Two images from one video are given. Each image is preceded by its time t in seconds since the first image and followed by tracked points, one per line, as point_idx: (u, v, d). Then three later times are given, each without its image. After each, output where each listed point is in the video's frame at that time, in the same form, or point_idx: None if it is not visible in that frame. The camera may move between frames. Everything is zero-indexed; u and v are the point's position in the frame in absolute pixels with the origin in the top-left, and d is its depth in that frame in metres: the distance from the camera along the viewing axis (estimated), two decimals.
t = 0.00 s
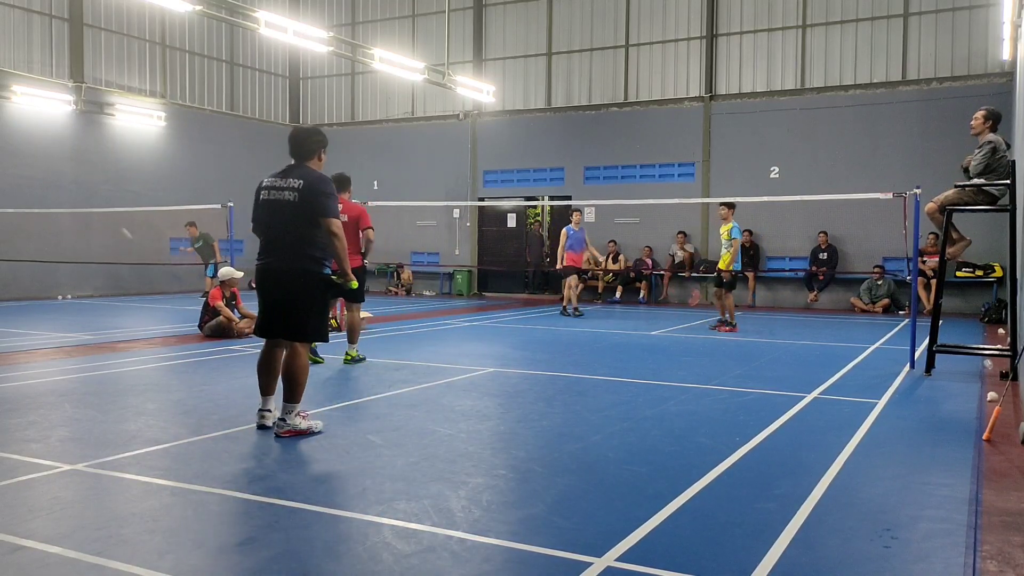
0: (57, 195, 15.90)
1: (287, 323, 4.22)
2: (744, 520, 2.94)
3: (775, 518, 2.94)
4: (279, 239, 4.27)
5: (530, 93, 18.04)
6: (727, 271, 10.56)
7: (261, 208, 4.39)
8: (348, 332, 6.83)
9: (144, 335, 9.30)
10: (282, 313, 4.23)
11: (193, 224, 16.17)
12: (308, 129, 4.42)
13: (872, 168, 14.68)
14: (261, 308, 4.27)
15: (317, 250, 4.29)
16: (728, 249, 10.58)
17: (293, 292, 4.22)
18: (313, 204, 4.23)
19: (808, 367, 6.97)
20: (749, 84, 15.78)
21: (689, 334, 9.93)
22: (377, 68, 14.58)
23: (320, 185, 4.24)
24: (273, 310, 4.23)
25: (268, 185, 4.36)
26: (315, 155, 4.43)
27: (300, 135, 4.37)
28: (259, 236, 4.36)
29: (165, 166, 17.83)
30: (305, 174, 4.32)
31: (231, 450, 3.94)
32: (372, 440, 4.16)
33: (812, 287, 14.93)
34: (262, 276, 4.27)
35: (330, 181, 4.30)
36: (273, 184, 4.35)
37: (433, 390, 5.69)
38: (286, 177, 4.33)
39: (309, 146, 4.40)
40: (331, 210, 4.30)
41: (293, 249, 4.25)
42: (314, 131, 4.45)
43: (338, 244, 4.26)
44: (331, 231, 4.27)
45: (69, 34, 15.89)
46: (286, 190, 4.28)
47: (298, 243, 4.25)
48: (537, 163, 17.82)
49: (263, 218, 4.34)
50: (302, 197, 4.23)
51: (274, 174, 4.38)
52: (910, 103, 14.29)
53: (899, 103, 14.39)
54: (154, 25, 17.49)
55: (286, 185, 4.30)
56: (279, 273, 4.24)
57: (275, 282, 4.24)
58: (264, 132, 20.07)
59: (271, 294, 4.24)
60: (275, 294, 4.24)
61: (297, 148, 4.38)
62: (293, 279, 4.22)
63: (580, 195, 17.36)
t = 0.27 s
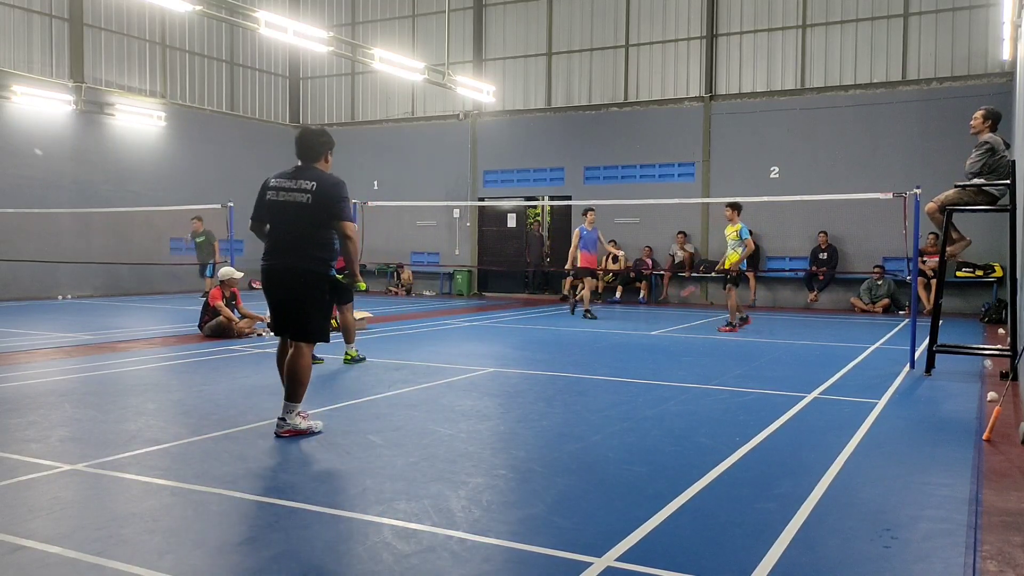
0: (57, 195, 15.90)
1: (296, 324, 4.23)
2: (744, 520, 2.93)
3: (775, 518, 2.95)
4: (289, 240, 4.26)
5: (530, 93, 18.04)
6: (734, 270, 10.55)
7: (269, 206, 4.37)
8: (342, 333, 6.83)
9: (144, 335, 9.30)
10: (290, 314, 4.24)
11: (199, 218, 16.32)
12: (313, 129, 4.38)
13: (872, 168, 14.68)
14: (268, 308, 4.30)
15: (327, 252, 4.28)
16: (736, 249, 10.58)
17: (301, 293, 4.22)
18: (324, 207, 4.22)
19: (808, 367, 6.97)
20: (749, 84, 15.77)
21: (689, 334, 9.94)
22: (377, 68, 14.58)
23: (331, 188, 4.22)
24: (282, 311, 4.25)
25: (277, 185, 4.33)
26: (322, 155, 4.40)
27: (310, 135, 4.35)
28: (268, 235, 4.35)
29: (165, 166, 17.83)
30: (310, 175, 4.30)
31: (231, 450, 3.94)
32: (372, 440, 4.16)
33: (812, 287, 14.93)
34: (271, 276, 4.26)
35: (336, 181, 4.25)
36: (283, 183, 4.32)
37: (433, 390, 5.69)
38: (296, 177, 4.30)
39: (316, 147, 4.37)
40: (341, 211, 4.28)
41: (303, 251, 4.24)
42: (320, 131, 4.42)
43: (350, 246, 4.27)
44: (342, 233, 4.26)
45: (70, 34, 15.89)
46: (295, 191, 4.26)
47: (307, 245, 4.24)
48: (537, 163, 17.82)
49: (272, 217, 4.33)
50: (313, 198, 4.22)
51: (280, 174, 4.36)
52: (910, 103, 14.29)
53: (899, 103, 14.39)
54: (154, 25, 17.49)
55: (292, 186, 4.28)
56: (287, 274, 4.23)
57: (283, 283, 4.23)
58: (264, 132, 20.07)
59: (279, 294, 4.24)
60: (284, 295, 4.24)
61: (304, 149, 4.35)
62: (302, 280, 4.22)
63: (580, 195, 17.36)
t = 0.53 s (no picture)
0: (57, 195, 15.90)
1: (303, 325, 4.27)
2: (744, 520, 2.93)
3: (775, 518, 2.95)
4: (294, 244, 4.29)
5: (530, 93, 18.04)
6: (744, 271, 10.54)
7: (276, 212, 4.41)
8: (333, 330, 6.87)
9: (144, 335, 9.30)
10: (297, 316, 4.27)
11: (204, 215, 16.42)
12: (314, 135, 4.40)
13: (872, 168, 14.68)
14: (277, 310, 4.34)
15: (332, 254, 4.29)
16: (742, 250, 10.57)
17: (307, 295, 4.24)
18: (328, 209, 4.24)
19: (809, 367, 6.97)
20: (749, 84, 15.77)
21: (689, 334, 9.94)
22: (377, 68, 14.58)
23: (335, 191, 4.24)
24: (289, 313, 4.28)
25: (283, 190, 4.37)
26: (324, 158, 4.41)
27: (314, 141, 4.37)
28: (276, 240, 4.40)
29: (165, 166, 17.83)
30: (311, 178, 4.33)
31: (231, 450, 3.94)
32: (372, 440, 4.16)
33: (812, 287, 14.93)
34: (278, 280, 4.30)
35: (340, 184, 4.27)
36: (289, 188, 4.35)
37: (433, 390, 5.69)
38: (301, 181, 4.33)
39: (317, 151, 4.37)
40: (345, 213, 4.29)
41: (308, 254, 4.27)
42: (322, 137, 4.44)
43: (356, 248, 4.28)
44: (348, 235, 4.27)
45: (70, 34, 15.89)
46: (301, 195, 4.29)
47: (312, 247, 4.26)
48: (537, 163, 17.82)
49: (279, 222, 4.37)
50: (317, 201, 4.24)
51: (285, 180, 4.41)
52: (910, 103, 14.29)
53: (899, 103, 14.39)
54: (154, 24, 17.49)
55: (294, 190, 4.32)
56: (293, 276, 4.26)
57: (289, 286, 4.26)
58: (264, 132, 20.08)
59: (285, 297, 4.28)
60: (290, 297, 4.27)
61: (309, 153, 4.37)
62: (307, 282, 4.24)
63: (580, 194, 17.36)
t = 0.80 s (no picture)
0: (57, 195, 15.89)
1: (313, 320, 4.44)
2: (745, 520, 2.93)
3: (775, 518, 2.95)
4: (299, 242, 4.47)
5: (530, 93, 18.04)
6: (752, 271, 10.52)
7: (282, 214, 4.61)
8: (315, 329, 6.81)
9: (144, 335, 9.30)
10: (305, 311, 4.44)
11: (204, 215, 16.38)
12: (314, 136, 4.61)
13: (872, 168, 14.69)
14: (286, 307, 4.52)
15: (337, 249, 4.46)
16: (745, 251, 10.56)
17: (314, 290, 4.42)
18: (329, 206, 4.43)
19: (809, 367, 6.97)
20: (749, 84, 15.78)
21: (689, 334, 9.94)
22: (377, 68, 14.58)
23: (336, 188, 4.44)
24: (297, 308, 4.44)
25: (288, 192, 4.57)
26: (324, 158, 4.61)
27: (313, 141, 4.57)
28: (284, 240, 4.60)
29: (165, 166, 17.83)
30: (311, 177, 4.53)
31: (232, 450, 3.94)
32: (372, 440, 4.16)
33: (812, 287, 14.93)
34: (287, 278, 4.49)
35: (339, 181, 4.46)
36: (292, 190, 4.55)
37: (433, 390, 5.69)
38: (304, 182, 4.53)
39: (317, 151, 4.57)
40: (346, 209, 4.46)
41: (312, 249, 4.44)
42: (321, 138, 4.65)
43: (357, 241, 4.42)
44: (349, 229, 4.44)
45: (70, 34, 15.89)
46: (304, 195, 4.48)
47: (316, 244, 4.44)
48: (537, 163, 17.82)
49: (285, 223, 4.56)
50: (319, 199, 4.43)
51: (289, 183, 4.63)
52: (910, 103, 14.29)
53: (899, 103, 14.39)
54: (154, 24, 17.50)
55: (296, 190, 4.53)
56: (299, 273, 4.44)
57: (297, 283, 4.44)
58: (264, 132, 20.09)
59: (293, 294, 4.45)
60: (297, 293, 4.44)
61: (309, 155, 4.58)
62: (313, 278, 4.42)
63: (580, 195, 17.36)
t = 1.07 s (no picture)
0: (56, 195, 15.89)
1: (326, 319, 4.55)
2: (745, 520, 2.93)
3: (775, 518, 2.94)
4: (315, 243, 4.59)
5: (530, 93, 18.04)
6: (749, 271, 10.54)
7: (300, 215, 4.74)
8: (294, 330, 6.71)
9: (144, 335, 9.30)
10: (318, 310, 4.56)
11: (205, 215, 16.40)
12: (333, 138, 4.72)
13: (872, 168, 14.68)
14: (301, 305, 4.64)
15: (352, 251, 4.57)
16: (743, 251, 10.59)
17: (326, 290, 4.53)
18: (345, 209, 4.54)
19: (809, 367, 6.97)
20: (749, 84, 15.78)
21: (689, 334, 9.94)
22: (377, 67, 14.57)
23: (352, 191, 4.54)
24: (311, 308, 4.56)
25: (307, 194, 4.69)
26: (343, 161, 4.72)
27: (332, 145, 4.67)
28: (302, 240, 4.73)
29: (166, 166, 17.83)
30: (328, 179, 4.65)
31: (232, 450, 3.94)
32: (372, 441, 4.16)
33: (812, 287, 14.93)
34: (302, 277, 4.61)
35: (356, 186, 4.56)
36: (311, 192, 4.67)
37: (433, 390, 5.69)
38: (322, 184, 4.64)
39: (336, 153, 4.67)
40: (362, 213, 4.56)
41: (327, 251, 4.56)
42: (341, 140, 4.76)
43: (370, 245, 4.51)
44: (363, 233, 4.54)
45: (70, 34, 15.89)
46: (321, 197, 4.60)
47: (330, 246, 4.56)
48: (537, 163, 17.82)
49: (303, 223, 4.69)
50: (335, 202, 4.55)
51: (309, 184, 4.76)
52: (910, 103, 14.28)
53: (899, 103, 14.39)
54: (154, 24, 17.50)
55: (314, 192, 4.66)
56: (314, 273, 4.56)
57: (311, 282, 4.56)
58: (264, 132, 20.09)
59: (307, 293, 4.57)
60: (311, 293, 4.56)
61: (329, 158, 4.68)
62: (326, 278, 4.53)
63: (580, 195, 17.37)
